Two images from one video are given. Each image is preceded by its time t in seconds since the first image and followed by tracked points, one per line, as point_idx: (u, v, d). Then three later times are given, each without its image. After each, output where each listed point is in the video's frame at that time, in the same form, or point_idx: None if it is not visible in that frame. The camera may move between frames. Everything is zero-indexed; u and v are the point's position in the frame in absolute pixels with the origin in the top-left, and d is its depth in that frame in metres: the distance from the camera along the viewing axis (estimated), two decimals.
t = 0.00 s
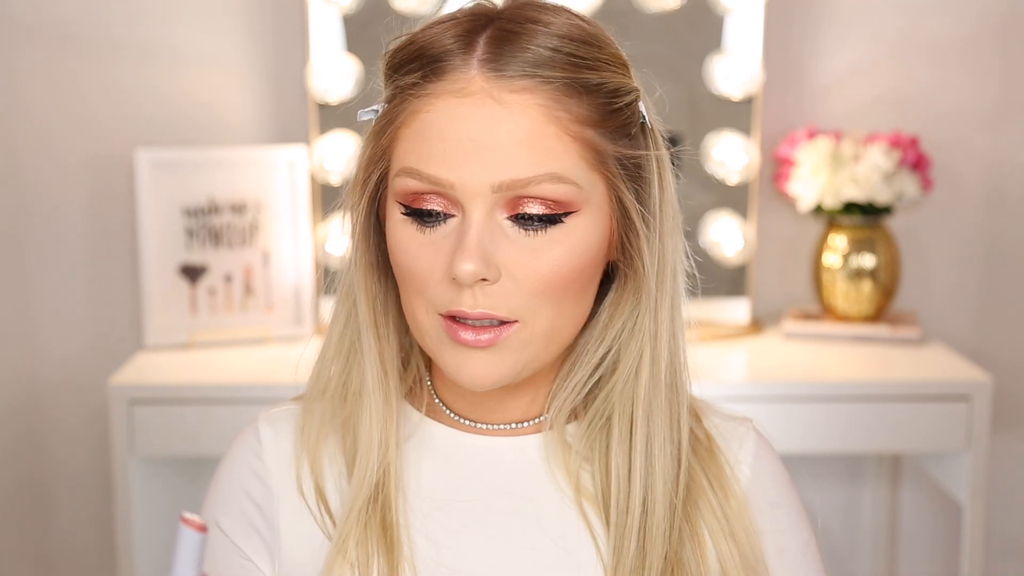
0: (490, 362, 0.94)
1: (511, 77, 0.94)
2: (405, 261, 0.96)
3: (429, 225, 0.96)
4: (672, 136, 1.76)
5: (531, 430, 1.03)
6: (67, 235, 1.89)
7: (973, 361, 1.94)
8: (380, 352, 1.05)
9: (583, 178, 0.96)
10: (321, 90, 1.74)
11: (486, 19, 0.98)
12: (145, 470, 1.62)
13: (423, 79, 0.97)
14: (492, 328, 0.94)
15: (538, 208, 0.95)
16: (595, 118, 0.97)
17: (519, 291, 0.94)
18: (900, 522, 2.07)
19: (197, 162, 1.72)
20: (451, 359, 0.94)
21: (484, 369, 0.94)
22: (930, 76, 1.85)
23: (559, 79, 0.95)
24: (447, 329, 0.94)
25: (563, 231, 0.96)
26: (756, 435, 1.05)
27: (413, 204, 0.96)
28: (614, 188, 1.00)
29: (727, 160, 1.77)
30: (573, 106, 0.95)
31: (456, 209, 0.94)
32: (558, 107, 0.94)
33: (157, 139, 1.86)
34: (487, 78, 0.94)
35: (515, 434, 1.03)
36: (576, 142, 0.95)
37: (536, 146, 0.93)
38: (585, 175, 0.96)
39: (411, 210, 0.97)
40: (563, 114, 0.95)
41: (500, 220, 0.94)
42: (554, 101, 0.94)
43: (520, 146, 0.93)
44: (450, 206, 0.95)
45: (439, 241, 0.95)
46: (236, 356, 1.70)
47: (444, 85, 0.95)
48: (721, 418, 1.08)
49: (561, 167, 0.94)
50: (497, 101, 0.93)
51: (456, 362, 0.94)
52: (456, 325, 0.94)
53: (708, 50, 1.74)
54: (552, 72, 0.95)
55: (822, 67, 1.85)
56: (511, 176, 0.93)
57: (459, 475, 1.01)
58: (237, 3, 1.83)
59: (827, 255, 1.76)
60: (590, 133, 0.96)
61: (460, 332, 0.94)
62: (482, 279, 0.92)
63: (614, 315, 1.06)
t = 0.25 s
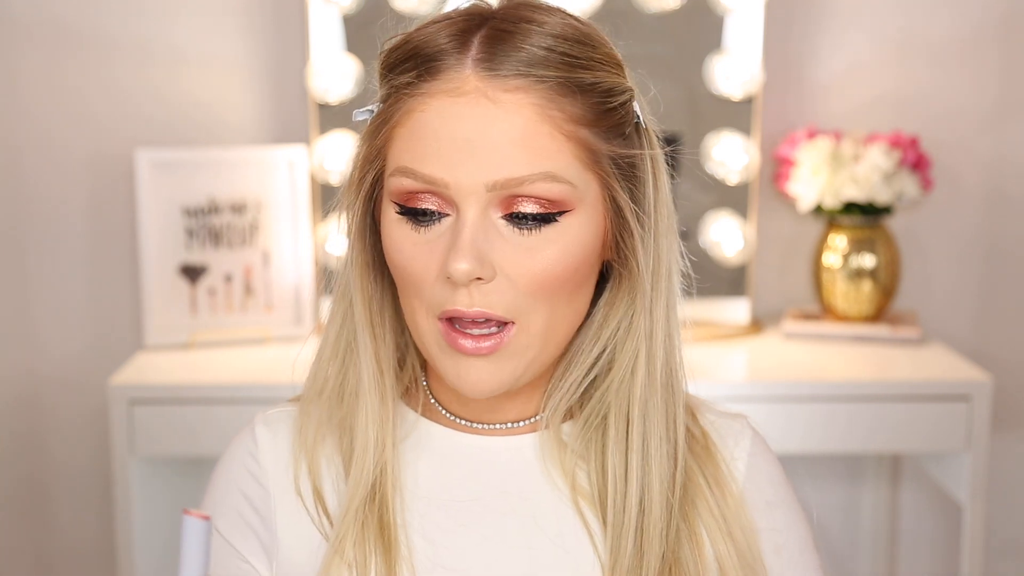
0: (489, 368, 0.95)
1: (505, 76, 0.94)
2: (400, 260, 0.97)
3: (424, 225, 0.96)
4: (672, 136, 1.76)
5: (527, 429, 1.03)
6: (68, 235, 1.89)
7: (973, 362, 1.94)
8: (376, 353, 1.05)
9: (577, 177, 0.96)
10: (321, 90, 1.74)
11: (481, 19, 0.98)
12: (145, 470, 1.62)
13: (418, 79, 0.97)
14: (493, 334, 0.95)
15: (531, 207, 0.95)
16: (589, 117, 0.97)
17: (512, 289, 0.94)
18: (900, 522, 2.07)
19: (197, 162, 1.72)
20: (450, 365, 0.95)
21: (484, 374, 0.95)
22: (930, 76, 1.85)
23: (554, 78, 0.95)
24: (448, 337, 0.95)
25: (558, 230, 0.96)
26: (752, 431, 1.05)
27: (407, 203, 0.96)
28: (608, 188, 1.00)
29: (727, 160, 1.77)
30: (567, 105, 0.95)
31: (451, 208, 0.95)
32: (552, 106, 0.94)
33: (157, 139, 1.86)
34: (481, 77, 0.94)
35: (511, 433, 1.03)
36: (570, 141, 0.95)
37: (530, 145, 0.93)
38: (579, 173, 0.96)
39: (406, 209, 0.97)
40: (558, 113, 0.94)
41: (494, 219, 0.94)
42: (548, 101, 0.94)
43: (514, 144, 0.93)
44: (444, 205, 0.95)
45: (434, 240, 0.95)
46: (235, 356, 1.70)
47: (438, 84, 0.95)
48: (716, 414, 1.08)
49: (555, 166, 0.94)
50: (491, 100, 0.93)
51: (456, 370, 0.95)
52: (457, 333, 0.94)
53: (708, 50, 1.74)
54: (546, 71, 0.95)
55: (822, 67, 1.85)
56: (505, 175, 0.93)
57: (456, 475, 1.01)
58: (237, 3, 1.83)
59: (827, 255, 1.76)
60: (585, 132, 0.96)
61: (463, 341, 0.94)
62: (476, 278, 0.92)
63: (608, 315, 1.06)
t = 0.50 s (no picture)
0: (486, 380, 0.96)
1: (502, 73, 0.94)
2: (396, 258, 0.97)
3: (420, 222, 0.96)
4: (672, 136, 1.76)
5: (522, 429, 1.03)
6: (68, 236, 1.89)
7: (973, 362, 1.94)
8: (371, 352, 1.05)
9: (573, 175, 0.96)
10: (321, 90, 1.74)
11: (478, 16, 0.98)
12: (145, 470, 1.62)
13: (415, 75, 0.97)
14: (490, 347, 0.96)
15: (526, 205, 0.95)
16: (585, 115, 0.97)
17: (506, 285, 0.94)
18: (900, 522, 2.07)
19: (197, 162, 1.72)
20: (448, 377, 0.96)
21: (480, 393, 0.96)
22: (931, 76, 1.85)
23: (551, 75, 0.95)
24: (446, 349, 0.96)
25: (554, 228, 0.96)
26: (747, 430, 1.06)
27: (403, 200, 0.96)
28: (604, 186, 1.00)
29: (727, 160, 1.77)
30: (563, 102, 0.95)
31: (448, 205, 0.95)
32: (549, 103, 0.94)
33: (157, 139, 1.86)
34: (478, 74, 0.94)
35: (505, 433, 1.03)
36: (567, 138, 0.95)
37: (526, 142, 0.93)
38: (575, 171, 0.96)
39: (402, 206, 0.97)
40: (554, 110, 0.94)
41: (490, 216, 0.94)
42: (545, 98, 0.94)
43: (510, 141, 0.93)
44: (441, 201, 0.95)
45: (431, 237, 0.95)
46: (235, 356, 1.70)
47: (435, 81, 0.95)
48: (711, 412, 1.08)
49: (551, 163, 0.94)
50: (488, 97, 0.93)
51: (454, 383, 0.96)
52: (455, 348, 0.95)
53: (708, 50, 1.74)
54: (543, 68, 0.95)
55: (822, 67, 1.85)
56: (502, 171, 0.93)
57: (452, 475, 1.01)
58: (237, 3, 1.83)
59: (827, 255, 1.76)
60: (581, 130, 0.96)
61: (460, 354, 0.95)
62: (472, 275, 0.92)
63: (603, 315, 1.06)
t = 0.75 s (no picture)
0: (496, 364, 0.95)
1: (518, 77, 0.94)
2: (408, 260, 0.97)
3: (434, 227, 0.96)
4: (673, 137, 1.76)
5: (523, 428, 1.03)
6: (68, 236, 1.89)
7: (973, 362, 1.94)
8: (372, 352, 1.05)
9: (588, 179, 0.96)
10: (321, 90, 1.74)
11: (489, 18, 0.97)
12: (145, 470, 1.62)
13: (428, 79, 0.96)
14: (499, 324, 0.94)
15: (542, 209, 0.95)
16: (598, 118, 0.97)
17: (522, 288, 0.94)
18: (900, 522, 2.07)
19: (197, 162, 1.72)
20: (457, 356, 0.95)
21: (487, 373, 0.95)
22: (931, 76, 1.85)
23: (566, 79, 0.95)
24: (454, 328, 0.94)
25: (568, 232, 0.96)
26: (745, 428, 1.05)
27: (416, 204, 0.96)
28: (614, 189, 1.00)
29: (727, 160, 1.77)
30: (579, 106, 0.96)
31: (462, 208, 0.95)
32: (564, 107, 0.95)
33: (158, 139, 1.86)
34: (495, 78, 0.94)
35: (504, 432, 1.03)
36: (580, 142, 0.96)
37: (542, 146, 0.94)
38: (588, 174, 0.96)
39: (414, 210, 0.97)
40: (570, 114, 0.95)
41: (506, 220, 0.95)
42: (561, 102, 0.95)
43: (526, 146, 0.93)
44: (455, 206, 0.95)
45: (446, 241, 0.95)
46: (234, 356, 1.70)
47: (450, 85, 0.95)
48: (708, 411, 1.08)
49: (567, 167, 0.95)
50: (505, 101, 0.93)
51: (465, 363, 0.95)
52: (464, 324, 0.94)
53: (708, 50, 1.74)
54: (558, 73, 0.95)
55: (822, 68, 1.85)
56: (519, 175, 0.93)
57: (449, 474, 1.01)
58: (237, 3, 1.83)
59: (827, 255, 1.76)
60: (594, 133, 0.97)
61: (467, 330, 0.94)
62: (490, 279, 0.92)
63: (605, 314, 1.06)
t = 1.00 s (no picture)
0: (531, 369, 0.95)
1: (555, 81, 0.94)
2: (440, 266, 0.96)
3: (471, 232, 0.95)
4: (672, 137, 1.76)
5: (535, 423, 1.04)
6: (67, 236, 1.89)
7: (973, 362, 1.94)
8: (387, 360, 1.04)
9: (619, 180, 0.98)
10: (321, 90, 1.74)
11: (514, 21, 0.96)
12: (145, 470, 1.62)
13: (461, 83, 0.95)
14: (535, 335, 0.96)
15: (578, 212, 0.95)
16: (627, 120, 0.98)
17: (562, 291, 0.95)
18: (900, 522, 2.07)
19: (197, 162, 1.72)
20: (487, 364, 0.96)
21: (521, 380, 0.95)
22: (930, 76, 1.85)
23: (599, 83, 0.96)
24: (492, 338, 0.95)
25: (602, 235, 0.97)
26: (742, 421, 1.06)
27: (450, 210, 0.95)
28: (638, 190, 1.01)
29: (727, 160, 1.77)
30: (611, 110, 0.96)
31: (500, 213, 0.94)
32: (600, 111, 0.96)
33: (157, 139, 1.86)
34: (532, 83, 0.94)
35: (510, 430, 1.03)
36: (612, 145, 0.97)
37: (580, 149, 0.94)
38: (618, 176, 0.98)
39: (448, 215, 0.96)
40: (604, 118, 0.96)
41: (543, 224, 0.95)
42: (596, 106, 0.95)
43: (565, 150, 0.94)
44: (492, 211, 0.94)
45: (483, 246, 0.95)
46: (234, 357, 1.70)
47: (487, 90, 0.94)
48: (706, 407, 1.08)
49: (602, 170, 0.96)
50: (546, 106, 0.93)
51: (496, 369, 0.95)
52: (497, 334, 0.95)
53: (708, 50, 1.74)
54: (591, 77, 0.96)
55: (822, 68, 1.85)
56: (560, 180, 0.93)
57: (453, 471, 1.01)
58: (236, 3, 1.83)
59: (827, 255, 1.76)
60: (623, 135, 0.98)
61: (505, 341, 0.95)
62: (534, 283, 0.93)
63: (616, 308, 1.06)
